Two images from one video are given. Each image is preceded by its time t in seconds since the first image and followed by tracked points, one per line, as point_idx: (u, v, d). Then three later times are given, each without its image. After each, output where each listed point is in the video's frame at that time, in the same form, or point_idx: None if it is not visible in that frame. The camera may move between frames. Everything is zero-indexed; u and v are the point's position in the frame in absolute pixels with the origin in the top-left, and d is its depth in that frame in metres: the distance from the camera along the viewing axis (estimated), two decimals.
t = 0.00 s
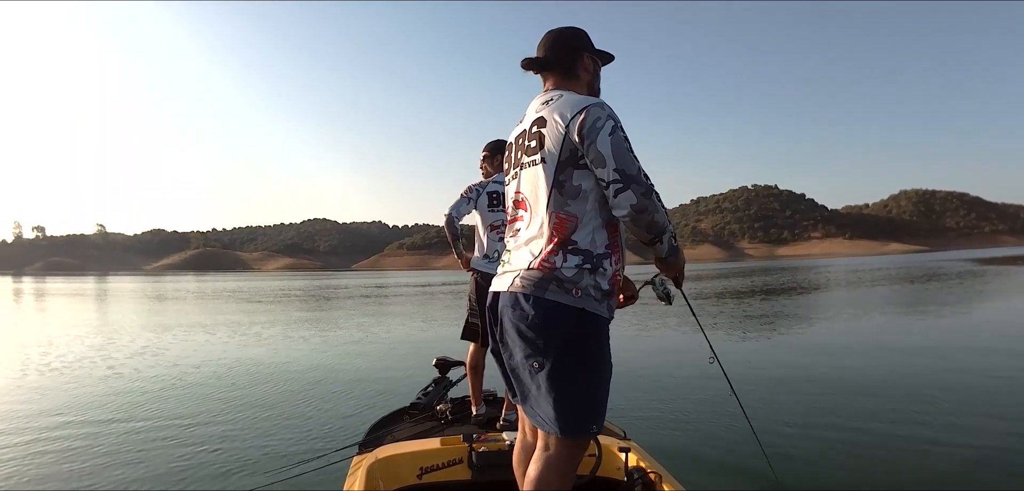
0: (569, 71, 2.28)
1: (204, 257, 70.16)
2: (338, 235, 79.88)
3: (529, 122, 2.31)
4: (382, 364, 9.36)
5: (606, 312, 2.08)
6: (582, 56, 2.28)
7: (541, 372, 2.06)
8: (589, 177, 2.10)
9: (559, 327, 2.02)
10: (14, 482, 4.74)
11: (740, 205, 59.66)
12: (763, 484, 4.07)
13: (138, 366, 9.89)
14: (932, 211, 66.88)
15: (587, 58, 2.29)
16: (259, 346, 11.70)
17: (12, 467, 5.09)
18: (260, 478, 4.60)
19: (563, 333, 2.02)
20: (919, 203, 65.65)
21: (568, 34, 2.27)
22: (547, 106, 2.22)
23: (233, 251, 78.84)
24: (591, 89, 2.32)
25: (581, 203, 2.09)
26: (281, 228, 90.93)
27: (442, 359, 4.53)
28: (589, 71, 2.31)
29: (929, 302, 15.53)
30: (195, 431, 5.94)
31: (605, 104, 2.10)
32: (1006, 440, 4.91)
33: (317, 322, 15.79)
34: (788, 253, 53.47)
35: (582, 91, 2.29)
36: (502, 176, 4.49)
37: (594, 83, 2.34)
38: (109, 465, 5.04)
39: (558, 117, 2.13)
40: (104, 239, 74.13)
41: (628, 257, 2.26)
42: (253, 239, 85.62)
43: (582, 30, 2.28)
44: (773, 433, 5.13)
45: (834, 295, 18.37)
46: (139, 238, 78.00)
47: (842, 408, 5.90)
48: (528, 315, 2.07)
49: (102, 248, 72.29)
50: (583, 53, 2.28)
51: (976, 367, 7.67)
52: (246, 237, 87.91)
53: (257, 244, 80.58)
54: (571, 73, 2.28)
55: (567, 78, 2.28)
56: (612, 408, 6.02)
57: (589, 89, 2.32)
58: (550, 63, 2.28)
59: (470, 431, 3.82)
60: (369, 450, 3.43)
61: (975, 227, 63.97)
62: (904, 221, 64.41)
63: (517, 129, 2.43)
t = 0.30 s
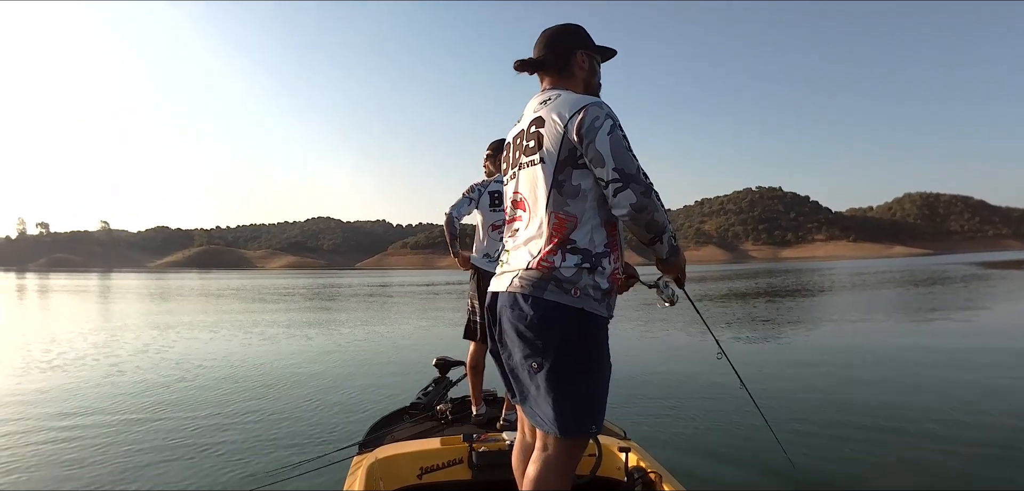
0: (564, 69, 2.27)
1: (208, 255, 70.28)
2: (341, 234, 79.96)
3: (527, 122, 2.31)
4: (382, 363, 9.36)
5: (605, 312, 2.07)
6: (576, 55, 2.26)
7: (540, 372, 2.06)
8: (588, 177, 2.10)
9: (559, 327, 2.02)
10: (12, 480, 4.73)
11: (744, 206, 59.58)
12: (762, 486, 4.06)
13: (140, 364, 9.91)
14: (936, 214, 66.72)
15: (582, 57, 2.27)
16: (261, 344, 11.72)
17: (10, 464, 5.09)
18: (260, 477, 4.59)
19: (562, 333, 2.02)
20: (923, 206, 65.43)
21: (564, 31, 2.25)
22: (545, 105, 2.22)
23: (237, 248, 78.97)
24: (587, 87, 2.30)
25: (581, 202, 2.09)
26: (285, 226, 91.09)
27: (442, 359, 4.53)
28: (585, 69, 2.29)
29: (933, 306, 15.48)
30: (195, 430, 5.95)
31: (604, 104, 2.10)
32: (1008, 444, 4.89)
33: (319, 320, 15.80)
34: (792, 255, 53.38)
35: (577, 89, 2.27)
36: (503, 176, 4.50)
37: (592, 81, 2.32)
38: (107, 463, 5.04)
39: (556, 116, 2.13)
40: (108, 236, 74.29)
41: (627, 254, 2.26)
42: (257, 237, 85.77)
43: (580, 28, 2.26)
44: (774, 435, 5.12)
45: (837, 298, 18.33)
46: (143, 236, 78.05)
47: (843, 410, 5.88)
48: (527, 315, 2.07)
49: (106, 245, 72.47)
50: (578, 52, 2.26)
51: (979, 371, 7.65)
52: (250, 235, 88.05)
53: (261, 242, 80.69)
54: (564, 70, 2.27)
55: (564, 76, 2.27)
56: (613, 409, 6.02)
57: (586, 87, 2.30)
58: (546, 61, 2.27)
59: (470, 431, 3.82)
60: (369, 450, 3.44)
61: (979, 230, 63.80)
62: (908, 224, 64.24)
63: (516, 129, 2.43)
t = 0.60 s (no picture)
0: (563, 70, 2.25)
1: (210, 253, 70.33)
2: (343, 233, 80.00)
3: (526, 123, 2.31)
4: (383, 363, 9.34)
5: (605, 312, 2.06)
6: (574, 55, 2.25)
7: (539, 372, 2.05)
8: (586, 177, 2.09)
9: (557, 327, 2.01)
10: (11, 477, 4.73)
11: (747, 210, 59.55)
12: (761, 485, 4.05)
13: (141, 362, 9.90)
14: (940, 219, 66.57)
15: (580, 56, 2.26)
16: (262, 343, 11.72)
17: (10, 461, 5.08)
18: (259, 477, 4.56)
19: (560, 333, 2.01)
20: (927, 211, 65.21)
21: (561, 31, 2.24)
22: (543, 106, 2.21)
23: (239, 247, 79.04)
24: (586, 87, 2.29)
25: (580, 202, 2.08)
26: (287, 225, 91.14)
27: (442, 359, 4.52)
28: (584, 68, 2.28)
29: (937, 311, 15.41)
30: (195, 428, 5.93)
31: (602, 103, 2.09)
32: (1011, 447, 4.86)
33: (321, 320, 15.79)
34: (795, 258, 53.27)
35: (576, 89, 2.26)
36: (502, 177, 4.49)
37: (592, 79, 2.30)
38: (106, 461, 5.02)
39: (554, 117, 2.13)
40: (111, 234, 74.41)
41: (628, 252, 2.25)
42: (259, 235, 85.85)
43: (576, 26, 2.25)
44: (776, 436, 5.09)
45: (840, 302, 18.27)
46: (146, 234, 78.18)
47: (845, 412, 5.85)
48: (526, 315, 2.06)
49: (109, 242, 72.58)
50: (576, 52, 2.25)
51: (983, 375, 7.60)
52: (252, 233, 88.07)
53: (263, 241, 80.75)
54: (563, 71, 2.26)
55: (562, 76, 2.25)
56: (614, 410, 6.00)
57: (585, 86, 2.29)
58: (544, 61, 2.26)
59: (470, 431, 3.81)
60: (369, 450, 3.43)
61: (982, 236, 63.67)
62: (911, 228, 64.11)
63: (515, 130, 2.42)
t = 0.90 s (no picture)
0: (566, 71, 2.25)
1: (211, 251, 70.33)
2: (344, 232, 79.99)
3: (528, 123, 2.31)
4: (384, 363, 9.34)
5: (605, 312, 2.06)
6: (576, 56, 2.25)
7: (540, 372, 2.04)
8: (588, 177, 2.08)
9: (558, 327, 2.01)
10: (9, 475, 4.71)
11: (749, 212, 59.52)
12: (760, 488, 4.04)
13: (140, 359, 9.89)
14: (941, 223, 66.53)
15: (582, 57, 2.25)
16: (262, 342, 11.72)
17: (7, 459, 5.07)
18: (259, 477, 4.55)
19: (561, 333, 2.01)
20: (929, 214, 65.08)
21: (561, 32, 2.24)
22: (545, 107, 2.21)
23: (241, 245, 79.07)
24: (588, 87, 2.27)
25: (581, 202, 2.08)
26: (288, 224, 91.14)
27: (442, 359, 4.52)
28: (587, 69, 2.27)
29: (938, 315, 15.40)
30: (194, 427, 5.92)
31: (603, 104, 2.08)
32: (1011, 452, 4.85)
33: (321, 319, 15.78)
34: (796, 261, 53.22)
35: (580, 90, 2.25)
36: (498, 177, 4.50)
37: (595, 80, 2.29)
38: (103, 459, 5.00)
39: (555, 117, 2.12)
40: (112, 231, 74.39)
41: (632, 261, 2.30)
42: (260, 234, 85.87)
43: (578, 27, 2.25)
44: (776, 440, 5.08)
45: (841, 305, 18.27)
46: (148, 231, 78.22)
47: (845, 416, 5.84)
48: (527, 315, 2.06)
49: (110, 240, 72.58)
50: (578, 53, 2.25)
51: (984, 380, 7.60)
52: (254, 232, 88.06)
53: (264, 240, 80.77)
54: (566, 72, 2.25)
55: (564, 77, 2.25)
56: (614, 412, 6.00)
57: (589, 87, 2.28)
58: (545, 62, 2.27)
59: (469, 431, 3.81)
60: (368, 450, 3.42)
61: (983, 240, 63.62)
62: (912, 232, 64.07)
63: (517, 131, 2.42)
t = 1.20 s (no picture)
0: (568, 71, 2.25)
1: (213, 250, 70.37)
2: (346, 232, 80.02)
3: (530, 123, 2.31)
4: (384, 363, 9.34)
5: (606, 312, 2.06)
6: (579, 56, 2.24)
7: (540, 372, 2.04)
8: (590, 178, 2.08)
9: (558, 326, 2.01)
10: (8, 474, 4.72)
11: (750, 213, 59.49)
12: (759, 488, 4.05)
13: (141, 359, 9.90)
14: (943, 224, 66.49)
15: (585, 57, 2.25)
16: (263, 341, 11.72)
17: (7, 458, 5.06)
18: (259, 477, 4.55)
19: (562, 332, 2.00)
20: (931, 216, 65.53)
21: (563, 33, 2.24)
22: (548, 107, 2.21)
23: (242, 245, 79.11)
24: (591, 88, 2.27)
25: (583, 202, 2.07)
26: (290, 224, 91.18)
27: (442, 359, 4.51)
28: (590, 69, 2.26)
29: (939, 316, 15.39)
30: (194, 427, 5.92)
31: (607, 105, 2.08)
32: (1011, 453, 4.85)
33: (322, 319, 15.79)
34: (798, 262, 53.20)
35: (583, 91, 2.25)
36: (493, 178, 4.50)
37: (598, 80, 2.29)
38: (103, 459, 5.00)
39: (559, 118, 2.12)
40: (114, 230, 74.45)
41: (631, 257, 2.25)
42: (262, 233, 85.91)
43: (580, 28, 2.25)
44: (776, 441, 5.08)
45: (842, 307, 18.27)
46: (149, 230, 78.25)
47: (846, 417, 5.84)
48: (527, 314, 2.05)
49: (112, 239, 72.62)
50: (580, 54, 2.24)
51: (985, 381, 7.59)
52: (255, 231, 88.10)
53: (266, 239, 80.81)
54: (568, 72, 2.25)
55: (567, 77, 2.25)
56: (614, 412, 6.01)
57: (591, 87, 2.27)
58: (548, 63, 2.27)
59: (469, 431, 3.81)
60: (368, 450, 3.42)
61: (985, 242, 63.59)
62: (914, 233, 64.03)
63: (519, 131, 2.41)
